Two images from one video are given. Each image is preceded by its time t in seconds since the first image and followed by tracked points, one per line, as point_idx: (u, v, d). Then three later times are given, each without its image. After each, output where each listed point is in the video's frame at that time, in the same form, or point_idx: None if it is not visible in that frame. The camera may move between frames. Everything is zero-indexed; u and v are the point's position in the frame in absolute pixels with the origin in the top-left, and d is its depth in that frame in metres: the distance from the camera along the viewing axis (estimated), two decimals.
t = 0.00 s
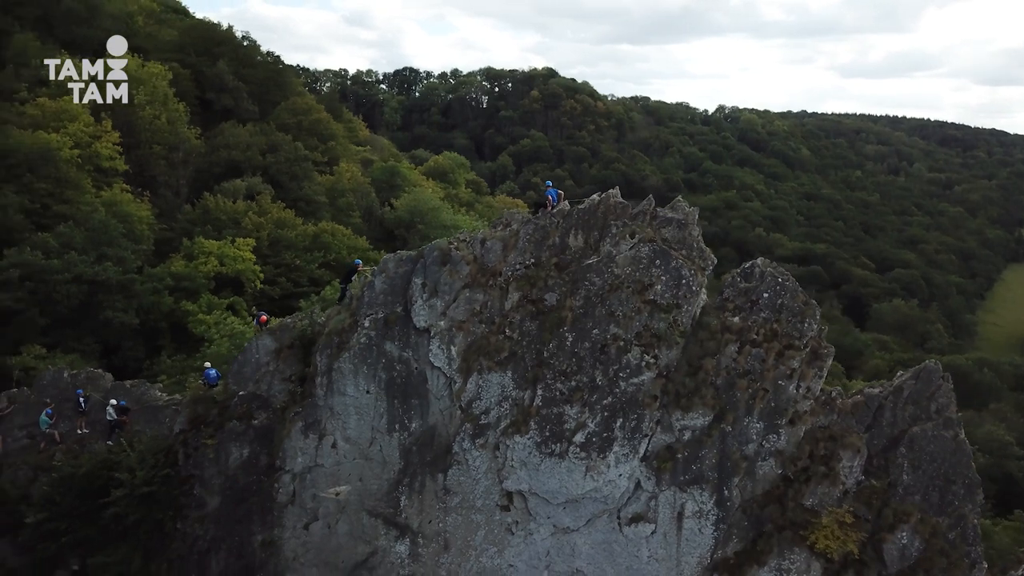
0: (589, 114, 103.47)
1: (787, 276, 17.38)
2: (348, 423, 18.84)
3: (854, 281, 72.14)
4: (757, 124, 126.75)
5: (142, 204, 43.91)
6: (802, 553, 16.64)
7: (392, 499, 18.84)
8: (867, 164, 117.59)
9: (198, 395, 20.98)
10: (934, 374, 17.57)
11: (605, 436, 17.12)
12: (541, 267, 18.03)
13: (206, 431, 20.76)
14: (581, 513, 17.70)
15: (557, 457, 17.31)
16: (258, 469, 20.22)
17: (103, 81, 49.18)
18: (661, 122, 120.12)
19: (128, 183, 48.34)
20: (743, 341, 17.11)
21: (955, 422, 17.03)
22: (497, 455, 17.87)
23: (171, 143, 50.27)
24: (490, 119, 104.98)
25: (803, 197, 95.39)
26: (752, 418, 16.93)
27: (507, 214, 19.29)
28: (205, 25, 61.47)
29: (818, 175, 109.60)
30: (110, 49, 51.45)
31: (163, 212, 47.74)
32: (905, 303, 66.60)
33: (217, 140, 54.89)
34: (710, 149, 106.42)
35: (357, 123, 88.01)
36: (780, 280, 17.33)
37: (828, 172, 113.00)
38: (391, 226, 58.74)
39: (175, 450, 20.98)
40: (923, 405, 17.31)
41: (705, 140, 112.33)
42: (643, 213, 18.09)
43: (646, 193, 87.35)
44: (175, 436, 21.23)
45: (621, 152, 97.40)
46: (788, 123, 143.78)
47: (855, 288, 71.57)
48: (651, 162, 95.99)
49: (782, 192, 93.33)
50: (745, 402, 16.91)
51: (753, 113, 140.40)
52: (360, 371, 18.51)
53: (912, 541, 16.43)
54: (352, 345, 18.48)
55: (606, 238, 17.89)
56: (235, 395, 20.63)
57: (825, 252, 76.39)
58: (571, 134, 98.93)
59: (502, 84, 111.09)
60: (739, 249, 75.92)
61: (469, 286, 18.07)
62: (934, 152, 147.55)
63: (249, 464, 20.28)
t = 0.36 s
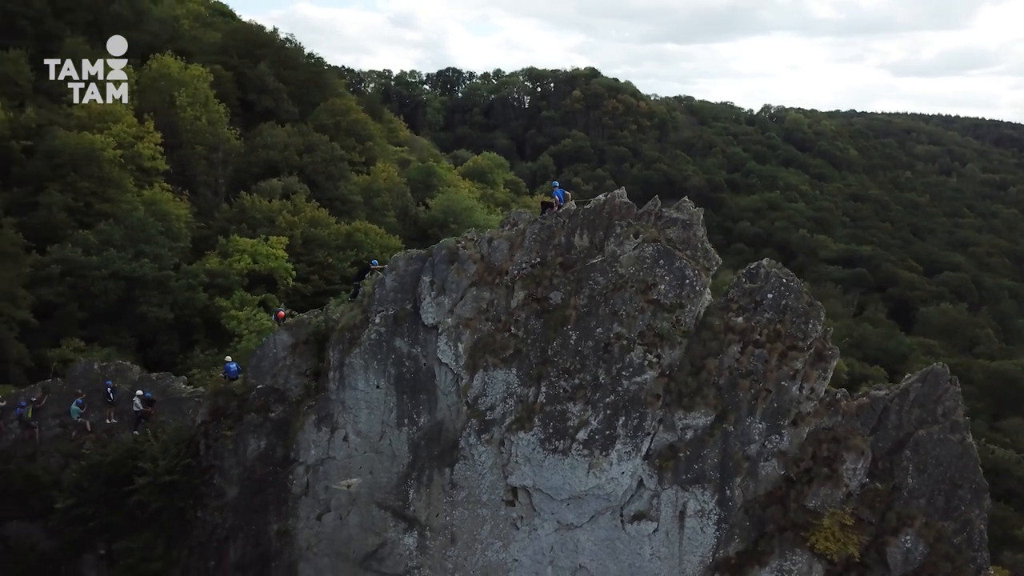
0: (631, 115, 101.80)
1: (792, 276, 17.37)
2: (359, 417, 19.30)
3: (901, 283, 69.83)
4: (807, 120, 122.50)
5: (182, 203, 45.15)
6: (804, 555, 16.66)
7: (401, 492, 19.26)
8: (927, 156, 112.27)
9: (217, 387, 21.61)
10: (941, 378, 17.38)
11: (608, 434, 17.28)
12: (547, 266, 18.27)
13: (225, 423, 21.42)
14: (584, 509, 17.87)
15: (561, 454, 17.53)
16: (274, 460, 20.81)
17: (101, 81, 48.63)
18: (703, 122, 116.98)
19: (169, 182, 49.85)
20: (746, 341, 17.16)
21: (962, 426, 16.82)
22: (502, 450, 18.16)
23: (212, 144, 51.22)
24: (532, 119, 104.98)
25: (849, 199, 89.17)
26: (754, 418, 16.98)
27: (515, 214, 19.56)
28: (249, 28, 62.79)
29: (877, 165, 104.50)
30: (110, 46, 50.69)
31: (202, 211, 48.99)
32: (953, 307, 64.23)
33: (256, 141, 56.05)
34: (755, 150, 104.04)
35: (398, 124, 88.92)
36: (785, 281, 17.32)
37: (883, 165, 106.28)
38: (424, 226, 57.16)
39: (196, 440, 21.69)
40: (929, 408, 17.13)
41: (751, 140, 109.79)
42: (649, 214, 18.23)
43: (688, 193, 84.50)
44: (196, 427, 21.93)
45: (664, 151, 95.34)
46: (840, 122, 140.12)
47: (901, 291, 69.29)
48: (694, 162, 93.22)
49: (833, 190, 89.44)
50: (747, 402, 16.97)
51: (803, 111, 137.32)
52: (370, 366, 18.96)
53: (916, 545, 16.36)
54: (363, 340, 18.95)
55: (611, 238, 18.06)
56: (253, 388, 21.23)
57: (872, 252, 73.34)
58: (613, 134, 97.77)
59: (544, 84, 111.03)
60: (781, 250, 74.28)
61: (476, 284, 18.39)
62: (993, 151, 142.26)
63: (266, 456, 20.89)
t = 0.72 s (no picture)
0: (670, 114, 98.94)
1: (795, 278, 17.45)
2: (367, 412, 19.74)
3: (945, 286, 65.22)
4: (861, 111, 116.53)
5: (216, 202, 46.14)
6: (803, 555, 16.65)
7: (408, 486, 19.63)
8: (993, 139, 102.70)
9: (235, 382, 22.22)
10: (944, 381, 17.34)
11: (608, 433, 17.40)
12: (550, 265, 18.52)
13: (242, 416, 22.04)
14: (585, 506, 17.98)
15: (562, 451, 17.69)
16: (288, 453, 21.36)
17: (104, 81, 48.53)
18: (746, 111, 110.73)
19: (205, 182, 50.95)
20: (747, 341, 17.27)
21: (963, 429, 16.82)
22: (505, 447, 18.41)
23: (249, 144, 52.66)
24: (572, 118, 104.34)
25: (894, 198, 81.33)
26: (754, 418, 17.03)
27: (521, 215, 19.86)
28: (286, 30, 63.59)
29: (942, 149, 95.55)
30: (107, 46, 50.48)
31: (236, 210, 49.93)
32: (1002, 311, 60.83)
33: (290, 141, 55.30)
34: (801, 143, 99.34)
35: (436, 125, 89.36)
36: (787, 281, 17.40)
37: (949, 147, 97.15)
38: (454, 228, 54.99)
39: (215, 432, 22.36)
40: (932, 411, 17.10)
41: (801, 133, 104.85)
42: (653, 215, 18.42)
43: (728, 195, 81.25)
44: (216, 419, 22.58)
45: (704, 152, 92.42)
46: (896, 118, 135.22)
47: (946, 294, 64.96)
48: (734, 161, 89.51)
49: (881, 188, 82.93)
50: (747, 402, 17.04)
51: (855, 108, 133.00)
52: (378, 362, 19.39)
53: (916, 549, 16.30)
54: (371, 337, 19.40)
55: (614, 238, 18.26)
56: (269, 382, 21.83)
57: (916, 254, 69.03)
58: (652, 134, 95.29)
59: (584, 84, 110.22)
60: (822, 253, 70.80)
61: (481, 283, 18.70)
62: None
63: (280, 448, 21.45)
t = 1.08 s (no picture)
0: (708, 114, 97.20)
1: (793, 279, 17.56)
2: (374, 407, 20.18)
3: (989, 289, 63.80)
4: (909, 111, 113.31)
5: (247, 202, 47.09)
6: (798, 556, 16.68)
7: (412, 480, 20.01)
8: None
9: (249, 376, 22.82)
10: (943, 384, 17.33)
11: (606, 431, 17.58)
12: (550, 265, 18.78)
13: (256, 410, 22.62)
14: (584, 503, 18.16)
15: (561, 448, 17.91)
16: (298, 446, 21.84)
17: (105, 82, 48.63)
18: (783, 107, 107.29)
19: (238, 181, 52.29)
20: (744, 342, 17.39)
21: (961, 432, 16.81)
22: (506, 443, 18.67)
23: (281, 144, 53.60)
24: (608, 118, 103.83)
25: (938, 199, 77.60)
26: (750, 418, 17.11)
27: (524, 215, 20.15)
28: (321, 33, 64.42)
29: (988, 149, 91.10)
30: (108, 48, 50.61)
31: (266, 209, 50.66)
32: None
33: (322, 142, 55.56)
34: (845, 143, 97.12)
35: (470, 126, 89.80)
36: (785, 282, 17.51)
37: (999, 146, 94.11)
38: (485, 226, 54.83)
39: (229, 426, 22.96)
40: (931, 414, 17.06)
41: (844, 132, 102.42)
42: (652, 216, 18.61)
43: (765, 195, 79.85)
44: (231, 413, 23.18)
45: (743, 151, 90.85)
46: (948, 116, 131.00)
47: (990, 298, 63.32)
48: (772, 163, 86.76)
49: (923, 189, 78.66)
50: (743, 403, 17.14)
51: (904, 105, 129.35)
52: (384, 359, 19.82)
53: (913, 552, 16.27)
54: (377, 334, 19.83)
55: (613, 239, 18.45)
56: (283, 378, 22.44)
57: (959, 256, 67.58)
58: (689, 134, 94.06)
59: (620, 83, 109.55)
60: (861, 254, 69.35)
61: (483, 282, 19.01)
62: None
63: (291, 442, 21.96)
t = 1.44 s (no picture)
0: (739, 113, 95.84)
1: (784, 280, 17.73)
2: (374, 404, 20.60)
3: None
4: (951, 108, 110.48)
5: (269, 202, 47.95)
6: (787, 555, 16.77)
7: (411, 475, 20.38)
8: None
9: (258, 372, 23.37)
10: (934, 386, 17.41)
11: (598, 429, 17.78)
12: (545, 265, 19.07)
13: (264, 405, 23.14)
14: (577, 500, 18.31)
15: (554, 446, 18.10)
16: (303, 441, 22.35)
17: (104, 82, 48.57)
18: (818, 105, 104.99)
19: (262, 181, 53.15)
20: (734, 342, 17.58)
21: (952, 434, 16.87)
22: (501, 440, 18.90)
23: (305, 145, 54.32)
24: (638, 118, 103.27)
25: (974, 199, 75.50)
26: (739, 418, 17.29)
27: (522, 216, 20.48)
28: (347, 35, 65.11)
29: None
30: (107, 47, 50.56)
31: (288, 208, 51.66)
32: None
33: (344, 143, 56.08)
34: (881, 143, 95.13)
35: (497, 127, 90.08)
36: (775, 283, 17.68)
37: None
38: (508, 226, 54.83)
39: (238, 420, 23.49)
40: (921, 416, 17.18)
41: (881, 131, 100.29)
42: (646, 217, 18.85)
43: (796, 195, 78.74)
44: (240, 408, 23.71)
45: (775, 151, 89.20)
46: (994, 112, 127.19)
47: None
48: (804, 162, 84.53)
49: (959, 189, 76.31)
50: (733, 402, 17.32)
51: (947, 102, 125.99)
52: (384, 356, 20.23)
53: (901, 554, 16.39)
54: (377, 332, 20.26)
55: (606, 239, 18.69)
56: (289, 373, 22.98)
57: (997, 257, 65.32)
58: (719, 133, 93.12)
59: (650, 83, 108.87)
60: (893, 256, 68.07)
61: (479, 282, 19.32)
62: None
63: (297, 437, 22.45)
